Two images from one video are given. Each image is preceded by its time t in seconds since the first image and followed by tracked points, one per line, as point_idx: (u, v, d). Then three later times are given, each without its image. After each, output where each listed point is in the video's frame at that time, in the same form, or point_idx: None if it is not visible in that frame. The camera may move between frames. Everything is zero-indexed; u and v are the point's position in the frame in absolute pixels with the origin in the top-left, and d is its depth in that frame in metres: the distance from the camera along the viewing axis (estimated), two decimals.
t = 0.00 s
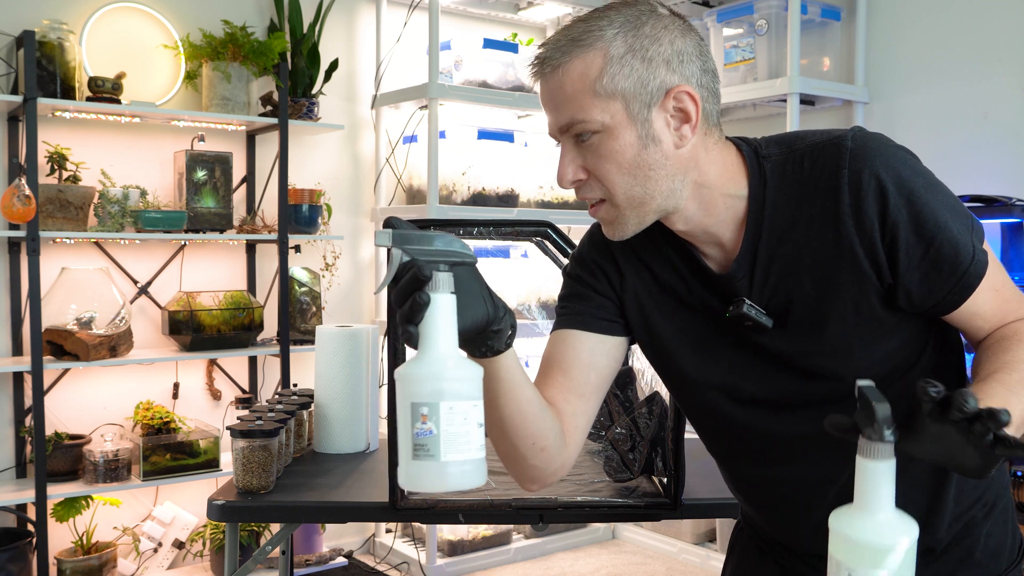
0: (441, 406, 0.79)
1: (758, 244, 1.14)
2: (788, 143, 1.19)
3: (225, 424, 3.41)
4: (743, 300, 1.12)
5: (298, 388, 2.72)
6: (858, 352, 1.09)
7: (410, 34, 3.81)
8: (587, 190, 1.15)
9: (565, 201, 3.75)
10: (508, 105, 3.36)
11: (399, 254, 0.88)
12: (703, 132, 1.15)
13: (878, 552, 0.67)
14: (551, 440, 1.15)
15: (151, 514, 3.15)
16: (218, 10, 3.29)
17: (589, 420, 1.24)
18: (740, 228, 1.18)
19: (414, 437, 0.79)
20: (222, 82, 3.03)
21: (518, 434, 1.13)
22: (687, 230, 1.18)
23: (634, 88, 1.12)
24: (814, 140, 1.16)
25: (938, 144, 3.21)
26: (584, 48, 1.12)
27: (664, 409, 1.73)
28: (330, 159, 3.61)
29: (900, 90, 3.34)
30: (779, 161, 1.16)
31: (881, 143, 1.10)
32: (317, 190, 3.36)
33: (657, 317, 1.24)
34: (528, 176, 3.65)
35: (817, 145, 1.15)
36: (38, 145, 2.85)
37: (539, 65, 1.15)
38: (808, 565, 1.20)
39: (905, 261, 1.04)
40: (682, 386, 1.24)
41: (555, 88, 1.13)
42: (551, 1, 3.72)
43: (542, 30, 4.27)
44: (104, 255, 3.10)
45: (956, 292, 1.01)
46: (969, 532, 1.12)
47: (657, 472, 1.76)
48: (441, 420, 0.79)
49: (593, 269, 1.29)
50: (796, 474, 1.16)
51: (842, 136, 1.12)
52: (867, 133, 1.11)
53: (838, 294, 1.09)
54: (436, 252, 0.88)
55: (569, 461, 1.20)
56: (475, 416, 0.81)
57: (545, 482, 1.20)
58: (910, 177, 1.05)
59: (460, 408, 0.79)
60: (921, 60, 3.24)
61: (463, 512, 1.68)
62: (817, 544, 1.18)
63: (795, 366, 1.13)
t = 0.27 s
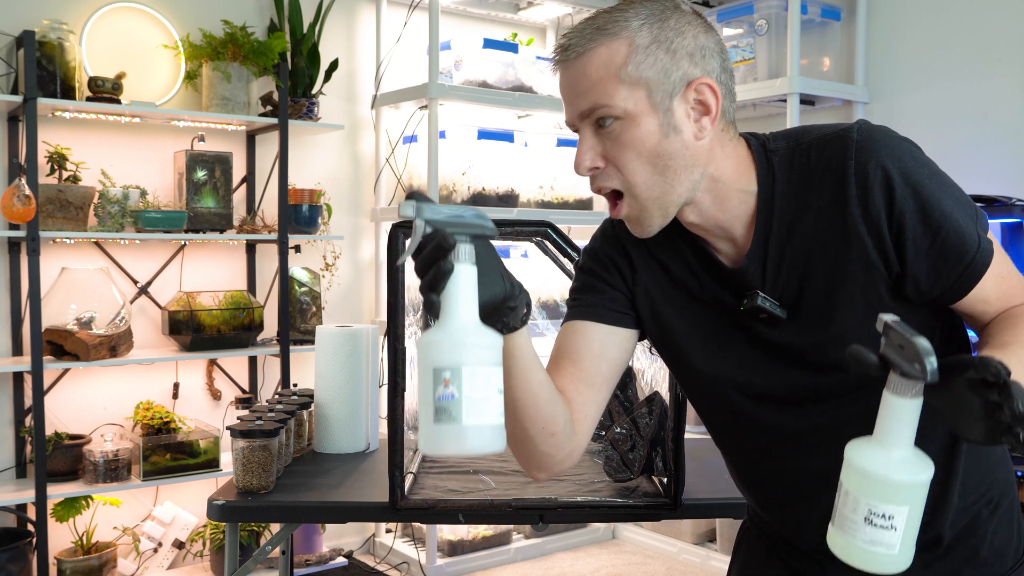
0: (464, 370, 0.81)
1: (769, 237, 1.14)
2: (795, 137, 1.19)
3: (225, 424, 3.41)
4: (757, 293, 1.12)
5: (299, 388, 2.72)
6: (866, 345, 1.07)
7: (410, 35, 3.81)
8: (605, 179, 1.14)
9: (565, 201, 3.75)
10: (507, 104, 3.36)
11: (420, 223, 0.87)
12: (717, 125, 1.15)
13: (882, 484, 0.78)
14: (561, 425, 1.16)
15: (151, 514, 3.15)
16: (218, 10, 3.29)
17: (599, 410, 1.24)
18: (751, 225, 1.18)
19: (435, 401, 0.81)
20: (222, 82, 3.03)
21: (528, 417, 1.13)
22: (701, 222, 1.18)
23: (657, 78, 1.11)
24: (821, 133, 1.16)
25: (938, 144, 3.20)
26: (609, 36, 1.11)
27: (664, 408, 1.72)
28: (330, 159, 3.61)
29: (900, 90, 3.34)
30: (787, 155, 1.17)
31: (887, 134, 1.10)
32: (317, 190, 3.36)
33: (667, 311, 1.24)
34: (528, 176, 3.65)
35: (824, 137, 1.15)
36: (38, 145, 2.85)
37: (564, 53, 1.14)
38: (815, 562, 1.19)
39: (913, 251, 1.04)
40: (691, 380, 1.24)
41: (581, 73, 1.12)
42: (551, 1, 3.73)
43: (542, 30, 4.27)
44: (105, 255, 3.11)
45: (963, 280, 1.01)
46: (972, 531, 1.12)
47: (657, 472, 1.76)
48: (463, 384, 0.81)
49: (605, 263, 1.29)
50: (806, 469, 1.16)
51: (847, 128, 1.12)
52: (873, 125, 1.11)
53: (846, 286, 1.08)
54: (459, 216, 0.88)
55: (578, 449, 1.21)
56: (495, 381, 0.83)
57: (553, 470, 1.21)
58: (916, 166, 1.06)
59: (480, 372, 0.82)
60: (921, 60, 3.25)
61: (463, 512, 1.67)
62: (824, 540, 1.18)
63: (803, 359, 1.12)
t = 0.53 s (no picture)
0: (425, 337, 0.76)
1: (764, 224, 1.15)
2: (789, 127, 1.21)
3: (225, 424, 3.41)
4: (754, 280, 1.13)
5: (298, 388, 2.72)
6: (859, 331, 1.07)
7: (410, 34, 3.81)
8: (674, 132, 1.10)
9: (565, 201, 3.75)
10: (507, 105, 3.36)
11: (387, 194, 0.84)
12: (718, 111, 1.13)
13: (900, 446, 0.71)
14: (547, 406, 1.13)
15: (151, 514, 3.15)
16: (218, 11, 3.29)
17: (586, 394, 1.21)
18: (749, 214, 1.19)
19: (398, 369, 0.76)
20: (222, 82, 3.03)
21: (513, 398, 1.11)
22: (712, 205, 1.16)
23: (706, 39, 1.16)
24: (814, 123, 1.18)
25: (938, 144, 3.21)
26: None
27: (664, 408, 1.73)
28: (330, 159, 3.61)
29: (900, 90, 3.34)
30: (781, 144, 1.18)
31: (881, 123, 1.11)
32: (317, 189, 3.35)
33: (661, 299, 1.24)
34: (528, 175, 3.65)
35: (818, 126, 1.17)
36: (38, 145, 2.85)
37: (611, 11, 1.12)
38: (811, 562, 1.20)
39: (907, 235, 1.04)
40: (685, 369, 1.24)
41: (639, 30, 1.11)
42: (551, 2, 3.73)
43: (542, 30, 4.27)
44: (105, 255, 3.11)
45: (955, 267, 1.01)
46: (969, 530, 1.12)
47: (657, 472, 1.76)
48: (426, 352, 0.76)
49: (601, 252, 1.30)
50: (800, 460, 1.16)
51: (841, 117, 1.14)
52: (866, 114, 1.12)
53: (839, 272, 1.08)
54: (432, 185, 0.84)
55: (565, 432, 1.18)
56: (463, 352, 0.77)
57: (537, 453, 1.18)
58: (910, 152, 1.06)
59: (444, 341, 0.76)
60: (921, 60, 3.25)
61: (463, 512, 1.68)
62: (816, 534, 1.18)
63: (797, 347, 1.12)
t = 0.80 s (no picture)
0: (405, 328, 0.78)
1: (755, 234, 1.15)
2: (779, 136, 1.21)
3: (225, 424, 3.40)
4: (743, 292, 1.13)
5: (298, 388, 2.72)
6: (848, 341, 1.08)
7: (410, 34, 3.81)
8: (658, 145, 1.10)
9: (565, 201, 3.75)
10: (507, 105, 3.36)
11: (373, 188, 0.86)
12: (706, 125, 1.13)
13: (961, 435, 0.77)
14: (537, 414, 1.14)
15: (151, 514, 3.15)
16: (218, 11, 3.29)
17: (576, 402, 1.22)
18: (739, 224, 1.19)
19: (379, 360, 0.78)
20: (222, 82, 3.03)
21: (503, 406, 1.11)
22: (701, 216, 1.16)
23: (696, 49, 1.16)
24: (805, 132, 1.18)
25: (937, 144, 3.20)
26: (648, 7, 1.14)
27: (664, 408, 1.73)
28: (330, 159, 3.61)
29: (900, 90, 3.34)
30: (771, 154, 1.19)
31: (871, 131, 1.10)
32: (317, 190, 3.35)
33: (652, 309, 1.24)
34: (528, 176, 3.64)
35: (808, 135, 1.17)
36: (38, 145, 2.85)
37: (599, 19, 1.12)
38: (805, 562, 1.20)
39: (898, 246, 1.03)
40: (677, 378, 1.24)
41: (627, 40, 1.10)
42: (551, 2, 3.73)
43: (542, 30, 4.27)
44: (105, 255, 3.11)
45: (948, 277, 1.00)
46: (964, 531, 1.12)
47: (656, 472, 1.76)
48: (404, 342, 0.78)
49: (592, 260, 1.30)
50: (792, 467, 1.16)
51: (831, 126, 1.13)
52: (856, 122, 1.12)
53: (831, 283, 1.08)
54: (418, 179, 0.87)
55: (555, 440, 1.18)
56: (444, 343, 0.79)
57: (527, 462, 1.18)
58: (902, 161, 1.05)
59: (424, 331, 0.78)
60: (921, 60, 3.25)
61: (462, 512, 1.67)
62: (811, 540, 1.18)
63: (788, 358, 1.13)
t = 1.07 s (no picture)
0: (407, 377, 0.81)
1: (748, 242, 1.15)
2: (771, 144, 1.21)
3: (225, 424, 3.40)
4: (735, 300, 1.13)
5: (298, 388, 2.72)
6: (842, 350, 1.09)
7: (410, 34, 3.81)
8: (646, 162, 1.10)
9: (565, 201, 3.75)
10: (507, 104, 3.37)
11: (370, 226, 0.88)
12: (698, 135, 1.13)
13: (972, 436, 0.76)
14: (535, 432, 1.14)
15: (151, 514, 3.15)
16: (218, 10, 3.29)
17: (573, 417, 1.22)
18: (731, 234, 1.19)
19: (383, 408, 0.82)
20: (222, 82, 3.03)
21: (502, 426, 1.11)
22: (694, 231, 1.17)
23: (687, 61, 1.16)
24: (799, 140, 1.18)
25: (937, 144, 3.20)
26: (639, 18, 1.13)
27: (664, 408, 1.73)
28: (330, 159, 3.61)
29: (900, 90, 3.34)
30: (764, 162, 1.19)
31: (865, 139, 1.10)
32: (317, 190, 3.35)
33: (647, 318, 1.24)
34: (527, 176, 3.64)
35: (801, 143, 1.17)
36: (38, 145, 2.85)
37: (588, 30, 1.11)
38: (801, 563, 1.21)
39: (893, 255, 1.02)
40: (671, 386, 1.24)
41: (617, 50, 1.10)
42: (551, 2, 3.74)
43: (542, 30, 4.27)
44: (104, 255, 3.11)
45: (943, 285, 0.99)
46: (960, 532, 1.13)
47: (657, 472, 1.76)
48: (408, 391, 0.81)
49: (584, 271, 1.30)
50: (789, 473, 1.17)
51: (824, 134, 1.13)
52: (850, 130, 1.12)
53: (825, 292, 1.08)
54: (416, 218, 0.89)
55: (553, 456, 1.18)
56: (446, 388, 0.83)
57: (526, 480, 1.18)
58: (896, 170, 1.05)
59: (426, 379, 0.82)
60: (920, 61, 3.25)
61: (463, 512, 1.68)
62: (807, 543, 1.20)
63: (782, 367, 1.13)
